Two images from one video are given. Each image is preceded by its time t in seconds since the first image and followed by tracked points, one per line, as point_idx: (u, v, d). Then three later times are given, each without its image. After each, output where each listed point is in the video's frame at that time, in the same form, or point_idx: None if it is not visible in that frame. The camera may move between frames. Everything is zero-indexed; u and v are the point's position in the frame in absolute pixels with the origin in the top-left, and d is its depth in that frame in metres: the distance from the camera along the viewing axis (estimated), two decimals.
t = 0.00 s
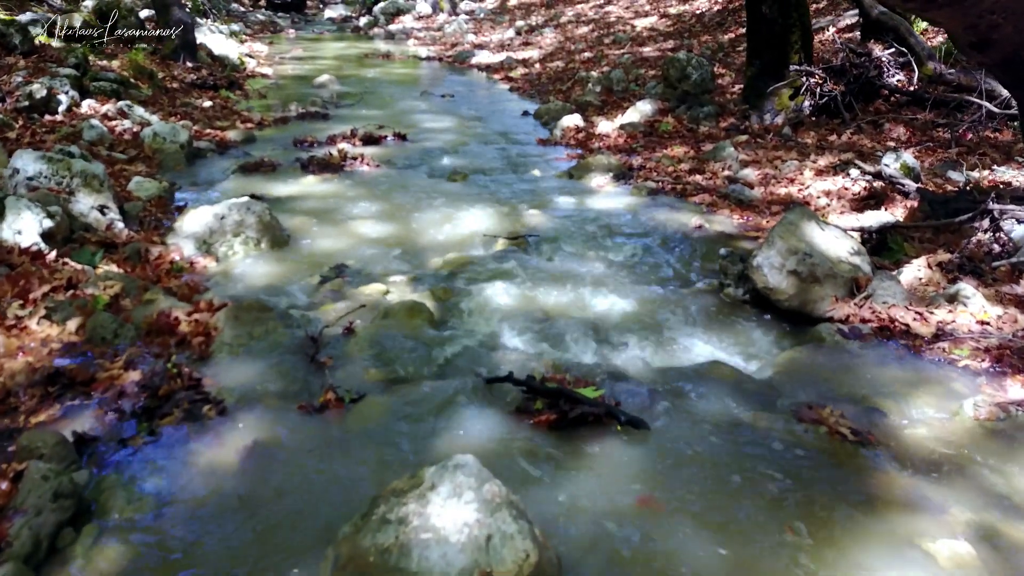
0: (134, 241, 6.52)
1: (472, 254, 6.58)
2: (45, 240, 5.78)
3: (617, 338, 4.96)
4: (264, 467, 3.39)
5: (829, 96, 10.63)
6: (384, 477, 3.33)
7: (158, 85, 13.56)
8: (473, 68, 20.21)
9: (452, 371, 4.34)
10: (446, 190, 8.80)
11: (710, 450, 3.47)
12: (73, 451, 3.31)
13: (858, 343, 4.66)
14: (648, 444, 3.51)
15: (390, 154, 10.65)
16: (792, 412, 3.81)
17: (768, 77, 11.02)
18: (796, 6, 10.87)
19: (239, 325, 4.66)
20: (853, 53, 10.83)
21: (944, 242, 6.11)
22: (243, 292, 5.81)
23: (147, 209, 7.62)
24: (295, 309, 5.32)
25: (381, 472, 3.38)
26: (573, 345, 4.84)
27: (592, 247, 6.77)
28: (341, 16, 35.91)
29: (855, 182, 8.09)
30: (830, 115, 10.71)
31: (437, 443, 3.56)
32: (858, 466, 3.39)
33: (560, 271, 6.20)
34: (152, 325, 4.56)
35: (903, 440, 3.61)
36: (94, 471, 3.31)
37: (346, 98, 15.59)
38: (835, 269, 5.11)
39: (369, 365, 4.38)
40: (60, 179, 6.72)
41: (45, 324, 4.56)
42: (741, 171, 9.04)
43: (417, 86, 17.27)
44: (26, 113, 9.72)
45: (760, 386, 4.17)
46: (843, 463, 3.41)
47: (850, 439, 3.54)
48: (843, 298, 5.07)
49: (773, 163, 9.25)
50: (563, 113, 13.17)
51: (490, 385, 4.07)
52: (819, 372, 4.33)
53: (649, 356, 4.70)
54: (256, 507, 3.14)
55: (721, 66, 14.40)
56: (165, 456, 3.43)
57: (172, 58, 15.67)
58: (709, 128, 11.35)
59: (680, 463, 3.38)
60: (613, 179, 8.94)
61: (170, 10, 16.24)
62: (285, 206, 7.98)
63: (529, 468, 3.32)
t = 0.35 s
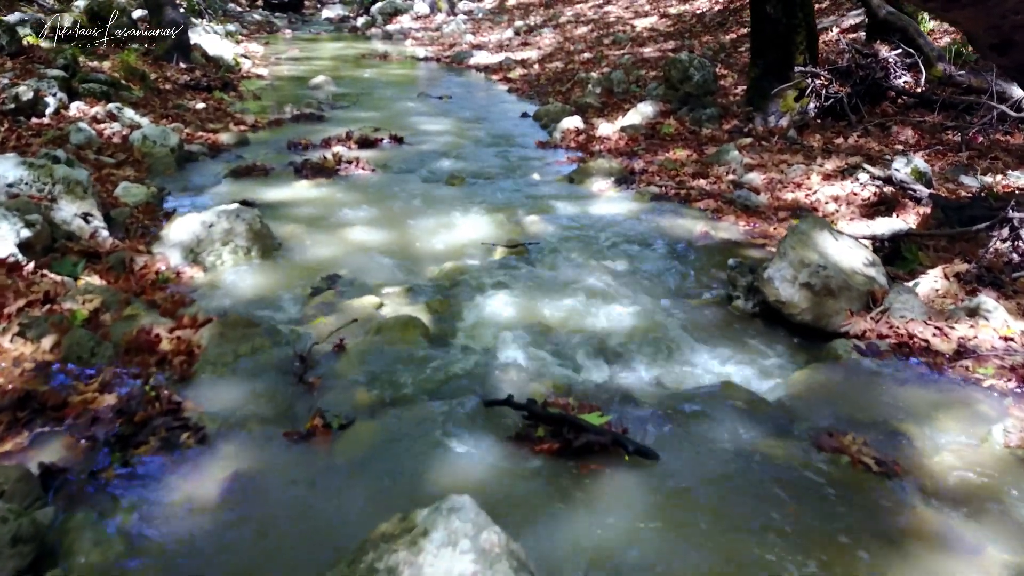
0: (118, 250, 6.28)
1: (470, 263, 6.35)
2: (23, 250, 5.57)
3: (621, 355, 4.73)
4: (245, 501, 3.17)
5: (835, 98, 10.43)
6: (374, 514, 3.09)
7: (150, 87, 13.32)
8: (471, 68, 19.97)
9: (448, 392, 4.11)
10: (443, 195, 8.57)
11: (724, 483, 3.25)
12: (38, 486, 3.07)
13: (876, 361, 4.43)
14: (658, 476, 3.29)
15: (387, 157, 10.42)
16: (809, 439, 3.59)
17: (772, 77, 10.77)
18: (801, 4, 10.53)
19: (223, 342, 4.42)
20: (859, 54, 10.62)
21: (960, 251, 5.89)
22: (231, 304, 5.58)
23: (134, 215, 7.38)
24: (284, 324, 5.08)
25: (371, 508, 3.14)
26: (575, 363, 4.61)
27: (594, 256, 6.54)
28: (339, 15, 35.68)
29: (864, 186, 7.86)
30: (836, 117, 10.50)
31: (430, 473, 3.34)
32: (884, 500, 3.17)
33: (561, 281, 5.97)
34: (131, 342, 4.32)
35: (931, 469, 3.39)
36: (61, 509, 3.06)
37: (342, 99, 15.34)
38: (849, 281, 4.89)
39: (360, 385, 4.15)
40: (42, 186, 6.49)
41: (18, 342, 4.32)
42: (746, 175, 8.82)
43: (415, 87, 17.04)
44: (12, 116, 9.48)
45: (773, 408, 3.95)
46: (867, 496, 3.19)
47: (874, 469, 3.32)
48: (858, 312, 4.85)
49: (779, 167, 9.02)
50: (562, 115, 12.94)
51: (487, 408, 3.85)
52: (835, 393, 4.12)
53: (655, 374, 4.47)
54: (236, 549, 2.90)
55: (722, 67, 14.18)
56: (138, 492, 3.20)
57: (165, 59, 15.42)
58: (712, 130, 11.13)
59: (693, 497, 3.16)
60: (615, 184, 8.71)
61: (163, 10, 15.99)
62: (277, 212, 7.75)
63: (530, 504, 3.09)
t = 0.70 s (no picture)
0: (98, 264, 6.00)
1: (467, 276, 6.07)
2: None
3: (628, 379, 4.46)
4: (222, 553, 2.90)
5: (843, 101, 10.22)
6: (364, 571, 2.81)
7: (141, 89, 13.03)
8: (469, 70, 19.70)
9: (443, 423, 3.83)
10: (439, 203, 8.28)
11: (746, 534, 2.99)
12: None
13: (901, 389, 4.15)
14: (674, 525, 3.02)
15: (381, 162, 10.14)
16: (835, 480, 3.32)
17: (777, 79, 10.47)
18: (808, 5, 10.23)
19: (203, 368, 4.13)
20: (867, 56, 10.39)
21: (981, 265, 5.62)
22: (215, 322, 5.29)
23: (118, 225, 7.10)
24: (270, 346, 4.79)
25: (361, 563, 2.86)
26: (579, 389, 4.33)
27: (597, 269, 6.27)
28: (336, 16, 35.41)
29: (876, 195, 7.59)
30: (844, 121, 10.25)
31: (423, 521, 3.07)
32: (922, 554, 2.90)
33: (563, 296, 5.69)
34: (104, 368, 4.03)
35: (970, 516, 3.13)
36: (14, 565, 2.77)
37: (338, 102, 15.06)
38: (869, 300, 4.62)
39: (349, 416, 3.87)
40: (19, 196, 6.20)
41: None
42: (753, 182, 8.56)
43: (411, 89, 16.76)
44: None
45: (793, 441, 3.67)
46: (902, 549, 2.93)
47: (908, 517, 3.06)
48: (879, 333, 4.58)
49: (787, 174, 8.75)
50: (562, 118, 12.69)
51: (485, 443, 3.58)
52: (858, 425, 3.85)
53: (664, 401, 4.20)
54: None
55: (725, 69, 13.92)
56: (102, 543, 2.91)
57: (156, 61, 15.13)
58: (715, 134, 10.86)
59: (713, 551, 2.88)
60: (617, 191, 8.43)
61: (155, 11, 15.70)
62: (267, 221, 7.46)
63: (535, 560, 2.82)
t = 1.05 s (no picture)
0: (73, 281, 5.67)
1: (464, 294, 5.76)
2: None
3: (635, 411, 4.15)
4: None
5: (851, 105, 9.87)
6: None
7: (129, 92, 12.71)
8: (467, 71, 19.39)
9: (436, 466, 3.53)
10: (435, 212, 7.97)
11: None
12: None
13: (932, 423, 3.83)
14: None
15: (376, 169, 9.83)
16: (867, 536, 3.02)
17: (783, 84, 10.26)
18: (815, 6, 9.94)
19: (176, 402, 3.80)
20: (876, 58, 9.95)
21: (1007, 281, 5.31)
22: (196, 346, 4.98)
23: (97, 237, 6.77)
24: (250, 374, 4.47)
25: None
26: (582, 422, 4.02)
27: (600, 284, 5.96)
28: (333, 16, 35.09)
29: (891, 205, 7.29)
30: (853, 126, 9.93)
31: None
32: None
33: (565, 316, 5.38)
34: (67, 403, 3.70)
35: None
36: None
37: (332, 105, 14.74)
38: (895, 324, 4.30)
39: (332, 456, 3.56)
40: None
41: None
42: (761, 190, 8.26)
43: (408, 91, 16.46)
44: None
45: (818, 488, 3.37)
46: None
47: None
48: (905, 360, 4.27)
49: (795, 181, 8.45)
50: (562, 122, 12.40)
51: (480, 491, 3.27)
52: (888, 467, 3.55)
53: (675, 437, 3.90)
54: None
55: (729, 72, 13.65)
56: None
57: (147, 63, 14.79)
58: (720, 139, 10.58)
59: None
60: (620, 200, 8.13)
61: (145, 12, 15.37)
62: (257, 233, 7.16)
63: None
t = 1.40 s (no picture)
0: (39, 304, 5.30)
1: (456, 317, 5.42)
2: None
3: (639, 451, 3.82)
4: None
5: (859, 112, 9.53)
6: None
7: (115, 97, 12.36)
8: (463, 74, 19.06)
9: (419, 527, 3.20)
10: (428, 224, 7.65)
11: None
12: None
13: (965, 470, 3.49)
14: None
15: (367, 178, 9.48)
16: None
17: (789, 89, 9.98)
18: (822, 9, 9.62)
19: (135, 449, 3.47)
20: (884, 64, 9.72)
21: None
22: (166, 378, 4.62)
23: (70, 254, 6.41)
24: (223, 412, 4.14)
25: None
26: (582, 468, 3.69)
27: (600, 306, 5.63)
28: (329, 17, 34.77)
29: (904, 218, 6.97)
30: (860, 133, 9.60)
31: None
32: None
33: (564, 342, 5.05)
34: (12, 452, 3.35)
35: None
36: None
37: (325, 109, 14.39)
38: (921, 358, 3.96)
39: (305, 516, 3.22)
40: None
41: None
42: (767, 201, 7.93)
43: (403, 94, 16.14)
44: None
45: (843, 559, 3.06)
46: None
47: None
48: (932, 396, 3.91)
49: (803, 192, 8.12)
50: (560, 128, 12.07)
51: (468, 564, 2.97)
52: (918, 523, 3.20)
53: (683, 486, 3.57)
54: None
55: (731, 75, 13.34)
56: None
57: (135, 67, 14.44)
58: (723, 146, 10.28)
59: None
60: (621, 212, 7.80)
61: (133, 14, 14.98)
62: (241, 248, 6.83)
63: None
